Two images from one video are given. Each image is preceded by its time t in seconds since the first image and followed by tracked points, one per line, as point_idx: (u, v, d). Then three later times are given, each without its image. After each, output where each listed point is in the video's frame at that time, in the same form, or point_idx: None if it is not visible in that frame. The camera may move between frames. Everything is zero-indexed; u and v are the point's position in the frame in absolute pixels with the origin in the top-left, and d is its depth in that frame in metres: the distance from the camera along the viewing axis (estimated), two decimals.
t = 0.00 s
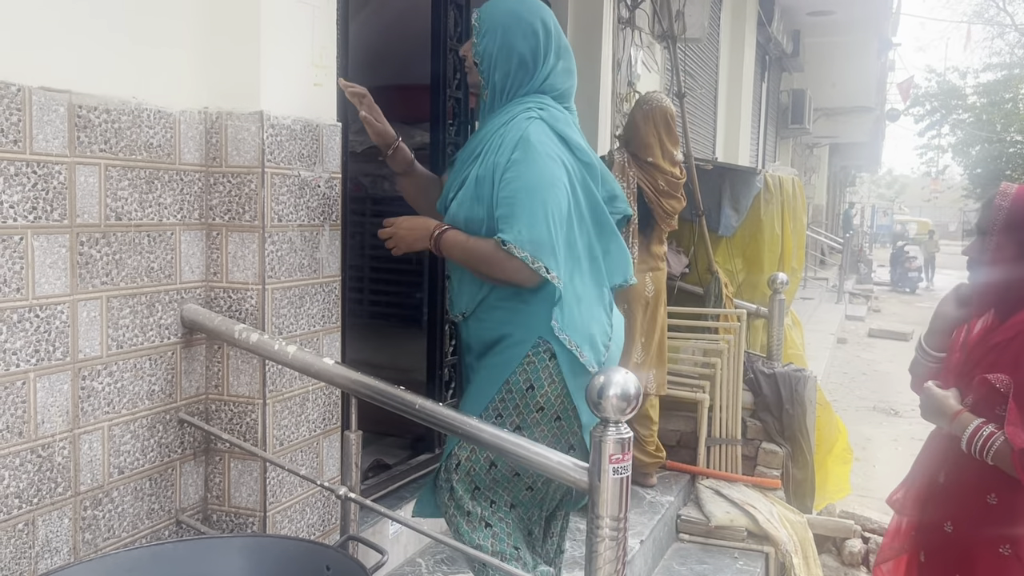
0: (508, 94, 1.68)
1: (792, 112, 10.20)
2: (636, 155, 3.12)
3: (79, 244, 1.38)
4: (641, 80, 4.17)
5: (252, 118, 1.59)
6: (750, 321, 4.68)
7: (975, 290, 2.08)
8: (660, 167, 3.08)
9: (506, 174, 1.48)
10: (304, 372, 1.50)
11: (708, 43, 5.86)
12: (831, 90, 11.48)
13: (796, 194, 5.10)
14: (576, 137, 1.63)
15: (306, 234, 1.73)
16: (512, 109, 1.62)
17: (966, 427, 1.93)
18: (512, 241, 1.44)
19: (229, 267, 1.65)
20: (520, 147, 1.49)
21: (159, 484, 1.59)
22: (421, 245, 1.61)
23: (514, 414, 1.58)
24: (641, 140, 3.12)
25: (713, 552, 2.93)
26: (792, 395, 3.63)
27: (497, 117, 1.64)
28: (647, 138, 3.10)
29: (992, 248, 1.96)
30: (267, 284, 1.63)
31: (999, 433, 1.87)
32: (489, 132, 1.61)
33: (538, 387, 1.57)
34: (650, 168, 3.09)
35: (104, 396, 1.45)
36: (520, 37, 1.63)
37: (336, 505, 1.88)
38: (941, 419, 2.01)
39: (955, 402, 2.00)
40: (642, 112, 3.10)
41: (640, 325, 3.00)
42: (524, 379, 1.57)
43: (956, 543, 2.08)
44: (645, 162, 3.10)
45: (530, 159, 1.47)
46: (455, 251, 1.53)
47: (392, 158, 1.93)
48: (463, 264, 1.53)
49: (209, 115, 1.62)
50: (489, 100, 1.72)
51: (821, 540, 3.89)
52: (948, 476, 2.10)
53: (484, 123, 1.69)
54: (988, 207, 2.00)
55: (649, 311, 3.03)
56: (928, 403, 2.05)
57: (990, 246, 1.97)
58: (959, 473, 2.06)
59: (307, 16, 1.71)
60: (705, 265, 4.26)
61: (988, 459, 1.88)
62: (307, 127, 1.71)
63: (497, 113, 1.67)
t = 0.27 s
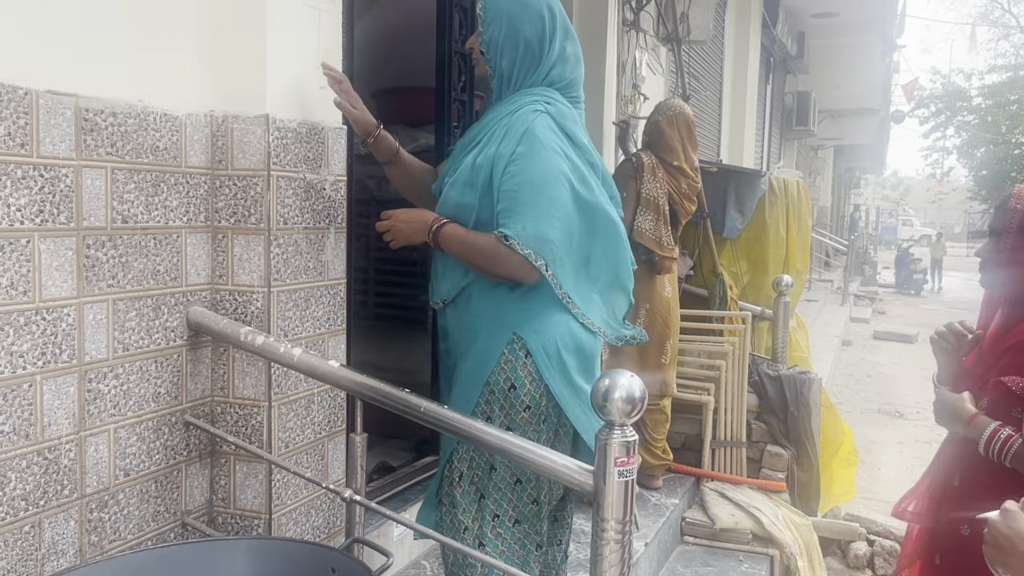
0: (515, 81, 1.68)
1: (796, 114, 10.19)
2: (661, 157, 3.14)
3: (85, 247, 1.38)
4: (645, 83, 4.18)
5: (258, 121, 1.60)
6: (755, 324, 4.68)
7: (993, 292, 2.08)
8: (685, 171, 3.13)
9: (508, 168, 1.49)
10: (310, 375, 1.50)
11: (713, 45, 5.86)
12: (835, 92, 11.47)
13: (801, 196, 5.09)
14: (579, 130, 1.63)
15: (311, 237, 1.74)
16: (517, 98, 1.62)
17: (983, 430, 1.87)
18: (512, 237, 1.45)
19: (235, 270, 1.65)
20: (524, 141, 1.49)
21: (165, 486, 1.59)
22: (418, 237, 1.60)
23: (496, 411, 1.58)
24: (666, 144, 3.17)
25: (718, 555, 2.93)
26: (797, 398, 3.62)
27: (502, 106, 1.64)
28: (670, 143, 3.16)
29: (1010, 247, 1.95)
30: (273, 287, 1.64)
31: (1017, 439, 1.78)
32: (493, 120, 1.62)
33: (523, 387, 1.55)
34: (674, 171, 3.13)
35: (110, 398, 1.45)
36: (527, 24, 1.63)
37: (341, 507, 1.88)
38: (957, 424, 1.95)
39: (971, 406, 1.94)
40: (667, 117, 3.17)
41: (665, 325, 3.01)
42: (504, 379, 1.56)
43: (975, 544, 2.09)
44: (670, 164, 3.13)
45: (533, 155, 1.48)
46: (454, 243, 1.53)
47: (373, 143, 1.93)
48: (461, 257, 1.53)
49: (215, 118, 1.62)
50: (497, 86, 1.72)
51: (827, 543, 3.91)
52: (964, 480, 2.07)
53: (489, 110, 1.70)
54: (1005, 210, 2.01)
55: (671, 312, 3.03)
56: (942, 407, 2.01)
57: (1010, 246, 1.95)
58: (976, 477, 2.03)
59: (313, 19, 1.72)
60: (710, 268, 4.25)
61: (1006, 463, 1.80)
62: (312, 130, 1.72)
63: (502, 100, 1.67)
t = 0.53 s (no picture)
0: (512, 75, 1.68)
1: (799, 116, 10.19)
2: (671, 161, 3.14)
3: (88, 249, 1.38)
4: (647, 85, 4.18)
5: (261, 123, 1.60)
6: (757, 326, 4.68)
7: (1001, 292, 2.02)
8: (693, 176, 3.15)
9: (495, 169, 1.49)
10: (312, 377, 1.50)
11: (715, 47, 5.87)
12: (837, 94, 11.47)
13: (803, 199, 5.09)
14: (574, 132, 1.62)
15: (314, 239, 1.74)
16: (513, 98, 1.61)
17: (995, 432, 1.86)
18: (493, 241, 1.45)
19: (237, 272, 1.65)
20: (512, 144, 1.49)
21: (167, 488, 1.59)
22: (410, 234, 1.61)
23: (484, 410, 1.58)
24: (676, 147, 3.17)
25: (721, 557, 2.93)
26: (799, 400, 3.63)
27: (498, 104, 1.64)
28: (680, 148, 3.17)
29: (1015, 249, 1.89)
30: (276, 289, 1.64)
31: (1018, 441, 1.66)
32: (488, 119, 1.62)
33: (509, 386, 1.56)
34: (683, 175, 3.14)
35: (113, 400, 1.45)
36: (523, 20, 1.62)
37: (343, 509, 1.88)
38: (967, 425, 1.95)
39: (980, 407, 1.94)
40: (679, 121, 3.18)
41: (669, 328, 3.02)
42: (488, 380, 1.57)
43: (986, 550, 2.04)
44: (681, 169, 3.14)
45: (521, 157, 1.47)
46: (439, 243, 1.54)
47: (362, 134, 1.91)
48: (447, 257, 1.54)
49: (218, 120, 1.63)
50: (494, 81, 1.74)
51: (829, 545, 3.92)
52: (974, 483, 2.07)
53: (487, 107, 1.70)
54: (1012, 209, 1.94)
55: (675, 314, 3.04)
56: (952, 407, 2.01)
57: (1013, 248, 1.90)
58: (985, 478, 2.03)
59: (316, 21, 1.72)
60: (712, 270, 4.25)
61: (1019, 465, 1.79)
62: (315, 132, 1.72)
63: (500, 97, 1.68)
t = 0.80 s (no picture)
0: (509, 77, 1.68)
1: (800, 119, 10.19)
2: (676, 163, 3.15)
3: (91, 250, 1.38)
4: (649, 87, 4.19)
5: (263, 126, 1.60)
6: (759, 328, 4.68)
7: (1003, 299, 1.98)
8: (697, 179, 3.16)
9: (488, 173, 1.49)
10: (314, 379, 1.50)
11: (717, 50, 5.88)
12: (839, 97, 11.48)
13: (805, 202, 5.10)
14: (570, 137, 1.61)
15: (316, 241, 1.74)
16: (510, 101, 1.62)
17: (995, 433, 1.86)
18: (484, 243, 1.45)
19: (239, 274, 1.66)
20: (506, 147, 1.49)
21: (169, 489, 1.60)
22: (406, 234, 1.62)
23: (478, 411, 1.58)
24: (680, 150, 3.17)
25: (722, 560, 2.93)
26: (801, 403, 3.63)
27: (494, 108, 1.64)
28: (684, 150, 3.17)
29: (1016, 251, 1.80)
30: (278, 291, 1.64)
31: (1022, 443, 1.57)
32: (484, 123, 1.62)
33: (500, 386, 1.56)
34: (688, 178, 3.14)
35: (115, 401, 1.46)
36: (519, 21, 1.63)
37: (344, 511, 1.88)
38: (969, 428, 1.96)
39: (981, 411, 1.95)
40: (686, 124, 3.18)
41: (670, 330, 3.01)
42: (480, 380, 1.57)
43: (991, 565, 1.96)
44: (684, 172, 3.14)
45: (515, 161, 1.47)
46: (434, 245, 1.54)
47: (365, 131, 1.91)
48: (441, 258, 1.54)
49: (220, 122, 1.63)
50: (490, 82, 1.74)
51: (830, 547, 3.92)
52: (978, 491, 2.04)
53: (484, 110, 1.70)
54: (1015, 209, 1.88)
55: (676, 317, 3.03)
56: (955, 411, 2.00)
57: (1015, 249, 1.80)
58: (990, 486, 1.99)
59: (318, 23, 1.72)
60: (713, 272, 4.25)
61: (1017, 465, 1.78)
62: (317, 134, 1.72)
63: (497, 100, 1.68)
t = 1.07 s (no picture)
0: (509, 77, 1.69)
1: (802, 121, 10.19)
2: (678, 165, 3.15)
3: (94, 252, 1.39)
4: (650, 90, 4.19)
5: (266, 127, 1.61)
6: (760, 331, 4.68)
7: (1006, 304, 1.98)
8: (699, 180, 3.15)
9: (487, 172, 1.49)
10: (316, 380, 1.51)
11: (719, 53, 5.89)
12: (841, 99, 11.47)
13: (807, 205, 5.10)
14: (569, 137, 1.61)
15: (319, 243, 1.75)
16: (510, 101, 1.62)
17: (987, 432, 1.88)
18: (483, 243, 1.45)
19: (242, 275, 1.66)
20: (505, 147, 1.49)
21: (171, 490, 1.60)
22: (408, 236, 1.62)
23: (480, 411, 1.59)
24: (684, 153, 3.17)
25: (723, 562, 2.93)
26: (802, 405, 3.63)
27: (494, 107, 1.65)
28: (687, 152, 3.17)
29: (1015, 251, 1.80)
30: (280, 292, 1.64)
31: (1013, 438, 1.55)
32: (483, 122, 1.63)
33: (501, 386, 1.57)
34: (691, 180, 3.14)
35: (118, 403, 1.46)
36: (519, 21, 1.63)
37: (346, 513, 1.89)
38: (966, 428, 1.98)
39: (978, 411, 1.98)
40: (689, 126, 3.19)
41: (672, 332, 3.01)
42: (482, 380, 1.58)
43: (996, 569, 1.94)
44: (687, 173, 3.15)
45: (512, 160, 1.47)
46: (435, 245, 1.55)
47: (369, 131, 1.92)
48: (442, 259, 1.55)
49: (223, 124, 1.64)
50: (490, 81, 1.75)
51: (831, 550, 3.91)
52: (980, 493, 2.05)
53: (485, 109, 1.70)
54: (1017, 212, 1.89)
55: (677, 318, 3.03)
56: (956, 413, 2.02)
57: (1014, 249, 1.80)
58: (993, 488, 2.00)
59: (322, 25, 1.73)
60: (715, 275, 4.25)
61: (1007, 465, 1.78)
62: (320, 136, 1.73)
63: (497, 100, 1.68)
